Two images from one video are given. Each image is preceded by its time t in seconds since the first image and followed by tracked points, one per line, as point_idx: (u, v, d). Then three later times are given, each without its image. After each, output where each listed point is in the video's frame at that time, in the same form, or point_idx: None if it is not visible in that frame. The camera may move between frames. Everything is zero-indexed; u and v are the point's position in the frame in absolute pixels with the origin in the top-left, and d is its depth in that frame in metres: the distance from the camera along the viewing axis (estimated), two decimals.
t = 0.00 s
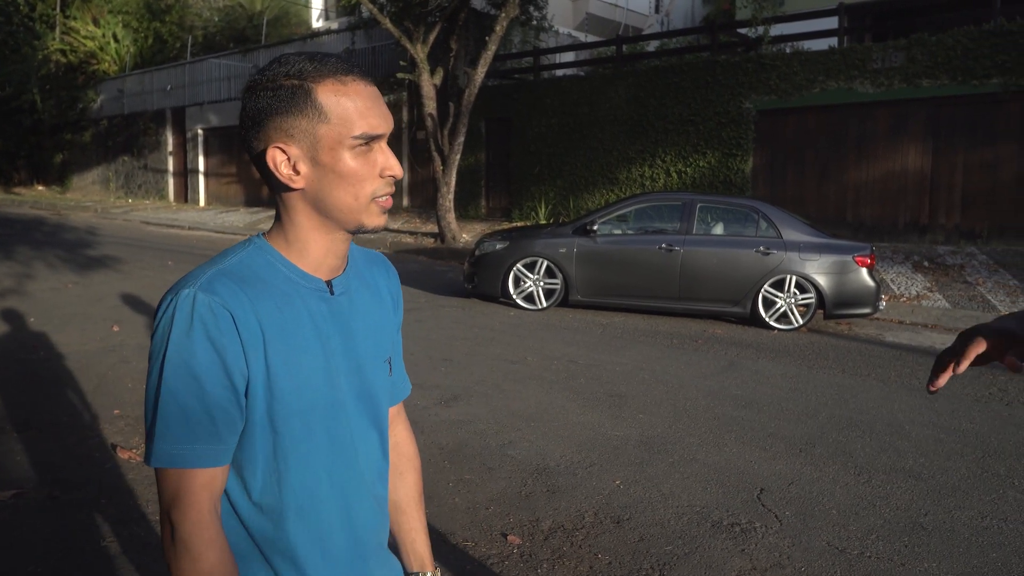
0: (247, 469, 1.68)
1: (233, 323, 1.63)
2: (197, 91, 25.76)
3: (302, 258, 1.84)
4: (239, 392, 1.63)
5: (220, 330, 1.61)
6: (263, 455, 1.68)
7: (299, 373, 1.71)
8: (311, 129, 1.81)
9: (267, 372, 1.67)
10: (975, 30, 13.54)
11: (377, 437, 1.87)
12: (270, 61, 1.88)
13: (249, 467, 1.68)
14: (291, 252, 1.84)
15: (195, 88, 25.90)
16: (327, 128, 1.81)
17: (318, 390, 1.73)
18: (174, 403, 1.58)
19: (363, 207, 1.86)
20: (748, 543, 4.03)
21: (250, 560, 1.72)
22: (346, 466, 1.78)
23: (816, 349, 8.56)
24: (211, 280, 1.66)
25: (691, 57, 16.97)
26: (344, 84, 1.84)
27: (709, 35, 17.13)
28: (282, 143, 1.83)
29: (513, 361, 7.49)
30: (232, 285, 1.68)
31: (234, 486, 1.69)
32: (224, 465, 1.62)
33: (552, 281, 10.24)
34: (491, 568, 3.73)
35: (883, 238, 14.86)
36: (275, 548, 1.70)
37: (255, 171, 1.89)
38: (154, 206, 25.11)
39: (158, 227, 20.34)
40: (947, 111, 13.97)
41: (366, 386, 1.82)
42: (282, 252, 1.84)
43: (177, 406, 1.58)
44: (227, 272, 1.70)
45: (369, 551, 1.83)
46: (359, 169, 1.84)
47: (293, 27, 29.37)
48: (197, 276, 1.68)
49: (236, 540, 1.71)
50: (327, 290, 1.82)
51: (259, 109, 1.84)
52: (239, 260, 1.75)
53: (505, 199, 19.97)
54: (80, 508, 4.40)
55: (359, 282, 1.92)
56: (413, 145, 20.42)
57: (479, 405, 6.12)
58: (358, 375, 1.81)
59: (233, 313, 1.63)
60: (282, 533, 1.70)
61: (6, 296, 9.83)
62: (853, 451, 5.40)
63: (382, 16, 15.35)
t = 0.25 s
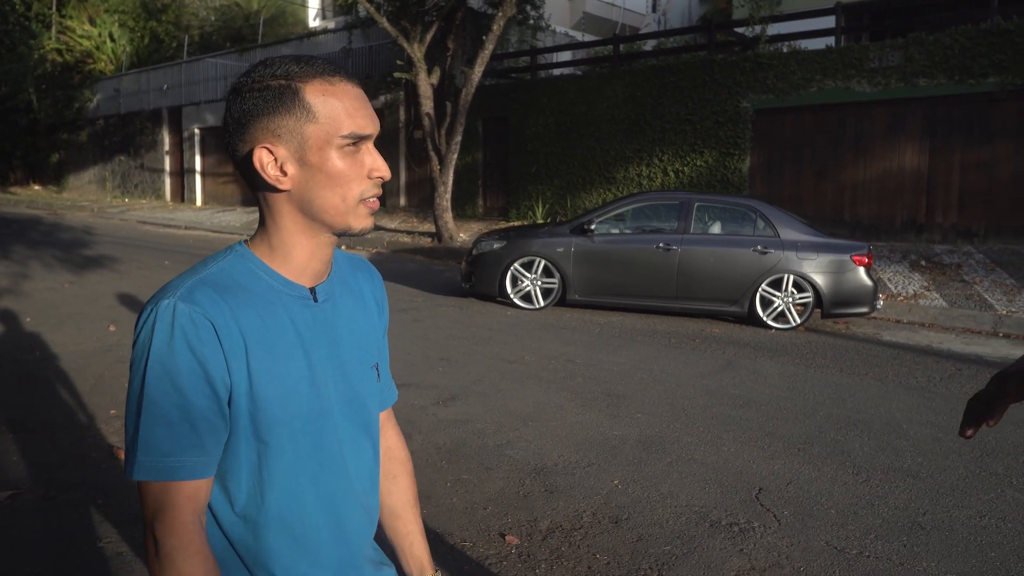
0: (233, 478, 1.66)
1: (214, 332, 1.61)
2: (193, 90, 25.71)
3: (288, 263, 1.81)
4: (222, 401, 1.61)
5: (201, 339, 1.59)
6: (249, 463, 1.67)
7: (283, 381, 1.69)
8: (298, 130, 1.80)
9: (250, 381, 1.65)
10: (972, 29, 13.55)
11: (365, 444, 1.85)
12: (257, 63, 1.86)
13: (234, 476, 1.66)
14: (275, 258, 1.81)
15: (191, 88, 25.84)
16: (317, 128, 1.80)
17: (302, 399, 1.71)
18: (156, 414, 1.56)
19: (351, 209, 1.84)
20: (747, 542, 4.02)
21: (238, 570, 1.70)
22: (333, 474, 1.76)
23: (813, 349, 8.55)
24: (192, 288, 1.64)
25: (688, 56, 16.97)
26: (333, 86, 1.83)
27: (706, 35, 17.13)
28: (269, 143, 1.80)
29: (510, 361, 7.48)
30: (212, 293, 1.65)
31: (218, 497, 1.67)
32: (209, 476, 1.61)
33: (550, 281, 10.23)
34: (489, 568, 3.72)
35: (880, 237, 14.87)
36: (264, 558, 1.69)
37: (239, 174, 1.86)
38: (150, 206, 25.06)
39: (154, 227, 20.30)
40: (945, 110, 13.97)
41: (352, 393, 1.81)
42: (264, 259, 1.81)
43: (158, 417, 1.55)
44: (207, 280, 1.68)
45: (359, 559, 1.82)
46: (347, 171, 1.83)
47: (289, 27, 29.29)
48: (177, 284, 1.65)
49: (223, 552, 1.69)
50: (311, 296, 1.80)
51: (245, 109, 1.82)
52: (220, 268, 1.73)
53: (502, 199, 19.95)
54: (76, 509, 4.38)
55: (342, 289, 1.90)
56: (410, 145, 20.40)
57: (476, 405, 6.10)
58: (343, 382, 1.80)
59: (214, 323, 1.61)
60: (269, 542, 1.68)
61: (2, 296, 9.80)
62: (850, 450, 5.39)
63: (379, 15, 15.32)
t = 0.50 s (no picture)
0: (231, 481, 1.65)
1: (204, 335, 1.59)
2: (190, 91, 25.68)
3: (284, 263, 1.80)
4: (215, 405, 1.60)
5: (191, 342, 1.58)
6: (245, 467, 1.66)
7: (277, 382, 1.67)
8: (296, 123, 1.79)
9: (243, 384, 1.63)
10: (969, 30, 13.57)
11: (365, 444, 1.83)
12: (255, 61, 1.86)
13: (231, 480, 1.65)
14: (269, 260, 1.79)
15: (188, 88, 25.81)
16: (314, 122, 1.79)
17: (299, 400, 1.70)
18: (149, 419, 1.55)
19: (349, 205, 1.83)
20: (746, 543, 4.01)
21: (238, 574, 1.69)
22: (332, 474, 1.75)
23: (811, 349, 8.55)
24: (182, 293, 1.63)
25: (685, 57, 16.97)
26: (330, 80, 1.82)
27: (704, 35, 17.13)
28: (268, 137, 1.79)
29: (509, 361, 7.47)
30: (204, 296, 1.64)
31: (215, 500, 1.66)
32: (204, 480, 1.60)
33: (548, 281, 10.22)
34: (488, 569, 3.72)
35: (878, 237, 14.88)
36: (264, 562, 1.68)
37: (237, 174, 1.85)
38: (147, 206, 25.01)
39: (151, 228, 20.27)
40: (942, 111, 13.97)
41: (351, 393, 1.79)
42: (258, 260, 1.80)
43: (149, 422, 1.55)
44: (199, 284, 1.67)
45: (363, 559, 1.80)
46: (346, 166, 1.81)
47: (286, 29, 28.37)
48: (168, 289, 1.64)
49: (224, 555, 1.68)
50: (306, 296, 1.78)
51: (244, 106, 1.81)
52: (212, 271, 1.72)
53: (500, 199, 19.95)
54: (73, 511, 4.36)
55: (339, 288, 1.89)
56: (408, 145, 20.39)
57: (475, 406, 6.10)
58: (341, 383, 1.78)
59: (204, 327, 1.59)
60: (270, 544, 1.67)
61: None
62: (848, 451, 5.39)
63: (376, 15, 15.30)
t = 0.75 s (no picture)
0: (227, 485, 1.65)
1: (197, 338, 1.58)
2: (189, 90, 25.68)
3: (285, 265, 1.79)
4: (208, 409, 1.59)
5: (185, 347, 1.56)
6: (241, 470, 1.65)
7: (271, 386, 1.66)
8: (298, 125, 1.78)
9: (237, 387, 1.63)
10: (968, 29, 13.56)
11: (361, 448, 1.83)
12: (256, 63, 1.85)
13: (228, 483, 1.65)
14: (267, 262, 1.78)
15: (187, 88, 25.80)
16: (317, 125, 1.78)
17: (294, 402, 1.69)
18: (142, 423, 1.55)
19: (350, 207, 1.82)
20: (746, 543, 4.01)
21: None
22: (328, 477, 1.74)
23: (811, 349, 8.54)
24: (176, 296, 1.62)
25: (684, 57, 16.98)
26: (333, 83, 1.82)
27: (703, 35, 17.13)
28: (271, 139, 1.78)
29: (508, 361, 7.47)
30: (198, 300, 1.63)
31: (213, 504, 1.66)
32: (199, 483, 1.59)
33: (547, 281, 10.20)
34: (488, 569, 3.71)
35: (877, 237, 14.89)
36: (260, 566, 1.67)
37: (236, 175, 1.85)
38: (146, 206, 24.97)
39: (149, 228, 20.25)
40: (940, 111, 13.97)
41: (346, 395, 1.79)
42: (256, 262, 1.79)
43: (144, 426, 1.55)
44: (194, 287, 1.66)
45: (362, 563, 1.80)
46: (347, 168, 1.81)
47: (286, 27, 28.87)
48: (162, 292, 1.63)
49: (222, 558, 1.68)
50: (301, 298, 1.77)
51: (247, 107, 1.81)
52: (207, 274, 1.71)
53: (499, 199, 19.94)
54: (71, 511, 4.35)
55: (336, 290, 1.88)
56: (407, 145, 20.38)
57: (474, 406, 6.09)
58: (336, 385, 1.77)
59: (197, 330, 1.58)
60: (266, 549, 1.66)
61: None
62: (848, 451, 5.38)
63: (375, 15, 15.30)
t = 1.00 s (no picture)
0: (227, 487, 1.64)
1: (197, 338, 1.57)
2: (188, 90, 25.67)
3: (281, 266, 1.79)
4: (208, 410, 1.58)
5: (185, 348, 1.56)
6: (240, 471, 1.65)
7: (270, 387, 1.66)
8: (292, 125, 1.77)
9: (236, 389, 1.62)
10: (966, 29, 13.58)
11: (357, 448, 1.83)
12: (247, 62, 1.84)
13: (228, 485, 1.64)
14: (264, 264, 1.78)
15: (186, 88, 25.78)
16: (310, 124, 1.77)
17: (292, 403, 1.68)
18: (143, 426, 1.53)
19: (344, 207, 1.81)
20: (746, 544, 4.01)
21: None
22: (327, 477, 1.73)
23: (810, 349, 8.54)
24: (174, 296, 1.60)
25: (683, 57, 16.98)
26: (324, 82, 1.81)
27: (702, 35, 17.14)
28: (265, 139, 1.77)
29: (508, 361, 7.46)
30: (196, 301, 1.62)
31: (214, 506, 1.65)
32: (202, 483, 1.58)
33: (546, 281, 10.20)
34: (488, 570, 3.71)
35: (876, 237, 14.88)
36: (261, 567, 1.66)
37: (229, 175, 1.83)
38: (144, 206, 24.96)
39: (149, 228, 20.24)
40: (939, 111, 13.97)
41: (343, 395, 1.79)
42: (251, 263, 1.78)
43: (145, 428, 1.53)
44: (192, 288, 1.65)
45: (359, 563, 1.80)
46: (342, 167, 1.80)
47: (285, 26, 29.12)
48: (159, 294, 1.62)
49: (223, 561, 1.67)
50: (298, 299, 1.77)
51: (238, 107, 1.79)
52: (203, 275, 1.69)
53: (498, 199, 19.93)
54: (71, 512, 4.34)
55: (329, 290, 1.88)
56: (406, 145, 20.38)
57: (474, 406, 6.09)
58: (334, 386, 1.77)
59: (197, 330, 1.58)
60: (268, 551, 1.66)
61: None
62: (848, 451, 5.38)
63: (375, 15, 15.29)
